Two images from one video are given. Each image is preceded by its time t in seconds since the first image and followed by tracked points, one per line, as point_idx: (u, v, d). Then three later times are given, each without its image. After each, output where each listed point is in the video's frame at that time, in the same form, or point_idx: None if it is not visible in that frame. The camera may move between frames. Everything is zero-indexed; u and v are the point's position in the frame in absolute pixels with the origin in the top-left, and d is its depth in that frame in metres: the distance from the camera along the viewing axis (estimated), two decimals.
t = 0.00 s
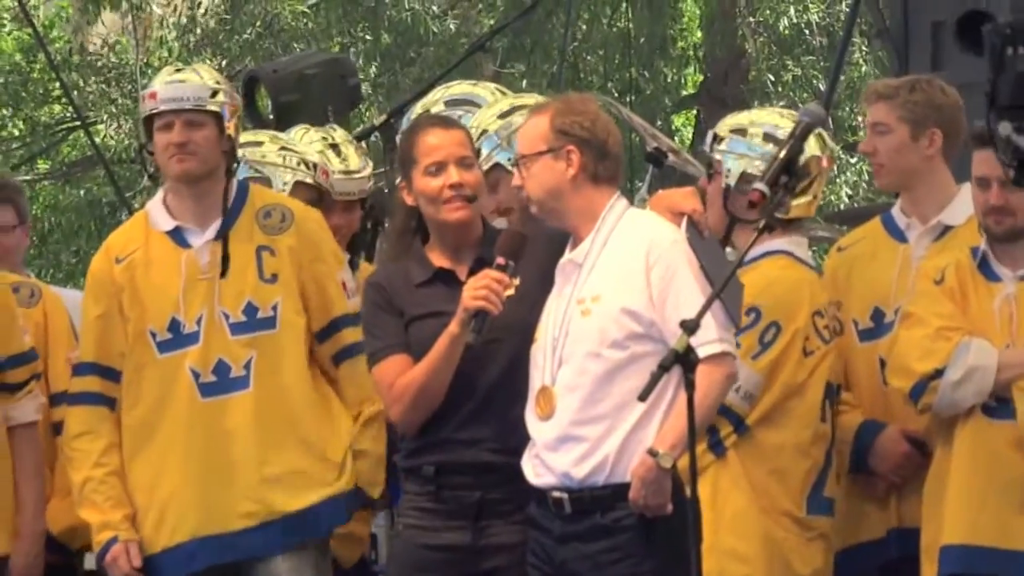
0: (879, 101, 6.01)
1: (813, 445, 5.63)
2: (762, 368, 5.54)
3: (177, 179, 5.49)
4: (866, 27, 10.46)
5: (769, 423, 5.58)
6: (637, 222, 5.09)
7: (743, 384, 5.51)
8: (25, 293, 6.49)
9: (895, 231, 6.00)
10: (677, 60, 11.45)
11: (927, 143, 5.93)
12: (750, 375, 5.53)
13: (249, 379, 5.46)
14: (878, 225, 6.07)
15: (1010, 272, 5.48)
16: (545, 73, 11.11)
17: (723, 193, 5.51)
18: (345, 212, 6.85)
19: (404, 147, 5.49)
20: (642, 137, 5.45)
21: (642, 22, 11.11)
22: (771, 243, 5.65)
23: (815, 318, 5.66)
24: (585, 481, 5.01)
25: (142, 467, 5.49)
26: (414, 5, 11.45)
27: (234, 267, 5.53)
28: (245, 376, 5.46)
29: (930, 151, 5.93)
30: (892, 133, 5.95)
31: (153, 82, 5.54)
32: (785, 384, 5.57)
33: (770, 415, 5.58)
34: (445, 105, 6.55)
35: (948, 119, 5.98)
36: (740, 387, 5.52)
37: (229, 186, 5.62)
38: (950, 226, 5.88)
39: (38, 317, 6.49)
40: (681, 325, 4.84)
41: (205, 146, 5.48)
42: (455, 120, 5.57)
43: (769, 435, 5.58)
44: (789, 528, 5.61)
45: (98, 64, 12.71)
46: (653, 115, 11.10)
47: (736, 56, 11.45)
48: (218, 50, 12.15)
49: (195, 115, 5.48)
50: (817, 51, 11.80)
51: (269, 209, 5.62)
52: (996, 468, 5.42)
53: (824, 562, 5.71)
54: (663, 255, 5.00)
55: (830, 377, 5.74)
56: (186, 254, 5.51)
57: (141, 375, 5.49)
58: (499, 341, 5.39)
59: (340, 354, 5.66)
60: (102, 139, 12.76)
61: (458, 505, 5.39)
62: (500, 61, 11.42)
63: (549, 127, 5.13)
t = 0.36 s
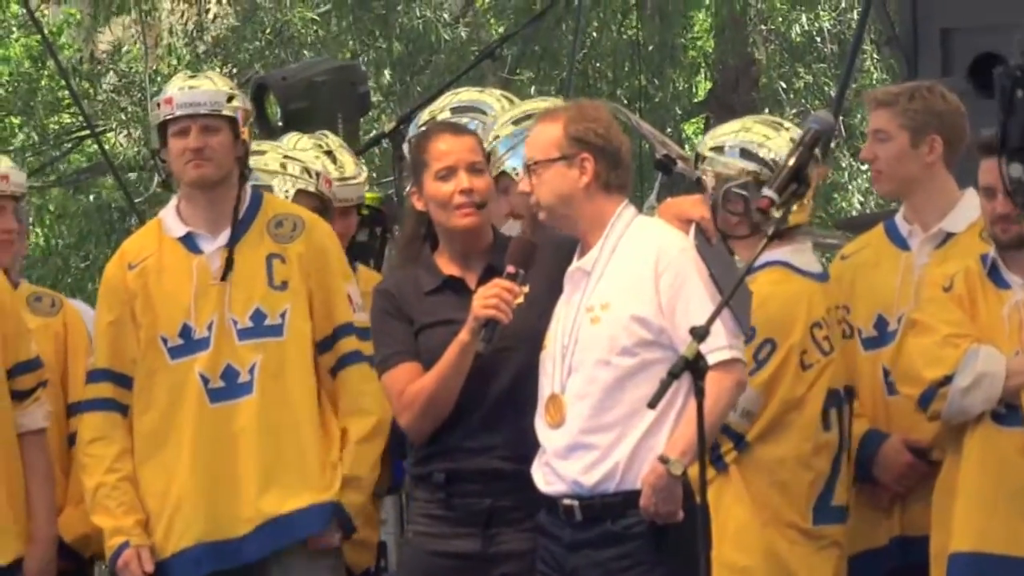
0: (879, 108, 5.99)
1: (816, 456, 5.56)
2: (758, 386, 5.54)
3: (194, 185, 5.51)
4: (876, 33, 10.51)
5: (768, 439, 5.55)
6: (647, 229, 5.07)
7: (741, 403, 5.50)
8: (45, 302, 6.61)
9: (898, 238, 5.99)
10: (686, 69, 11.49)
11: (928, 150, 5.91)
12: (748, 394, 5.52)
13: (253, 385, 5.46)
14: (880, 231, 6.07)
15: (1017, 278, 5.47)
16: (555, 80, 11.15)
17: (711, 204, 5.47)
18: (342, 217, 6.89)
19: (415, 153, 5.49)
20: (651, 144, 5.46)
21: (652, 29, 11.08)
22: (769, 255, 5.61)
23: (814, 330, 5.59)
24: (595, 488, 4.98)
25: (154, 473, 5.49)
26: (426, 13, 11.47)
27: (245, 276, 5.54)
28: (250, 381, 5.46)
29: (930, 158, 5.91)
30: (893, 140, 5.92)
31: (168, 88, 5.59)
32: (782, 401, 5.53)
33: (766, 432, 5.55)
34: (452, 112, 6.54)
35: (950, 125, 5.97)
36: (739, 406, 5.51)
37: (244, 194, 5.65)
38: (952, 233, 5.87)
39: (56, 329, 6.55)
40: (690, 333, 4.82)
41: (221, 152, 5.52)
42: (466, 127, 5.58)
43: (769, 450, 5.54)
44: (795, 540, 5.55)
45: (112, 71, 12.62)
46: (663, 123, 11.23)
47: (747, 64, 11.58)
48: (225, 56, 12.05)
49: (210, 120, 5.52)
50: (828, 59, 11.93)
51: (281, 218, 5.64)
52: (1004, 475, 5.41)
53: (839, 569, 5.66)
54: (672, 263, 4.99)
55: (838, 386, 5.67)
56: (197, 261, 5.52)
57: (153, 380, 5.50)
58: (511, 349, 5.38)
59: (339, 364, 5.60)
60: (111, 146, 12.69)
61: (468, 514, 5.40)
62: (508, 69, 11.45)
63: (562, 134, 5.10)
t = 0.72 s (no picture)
0: (876, 114, 5.96)
1: (822, 468, 5.53)
2: (767, 401, 5.51)
3: (215, 189, 5.50)
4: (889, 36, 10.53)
5: (778, 451, 5.52)
6: (658, 234, 5.07)
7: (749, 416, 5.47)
8: (62, 309, 6.63)
9: (898, 243, 6.01)
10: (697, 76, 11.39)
11: (927, 154, 5.90)
12: (757, 409, 5.48)
13: (263, 389, 5.47)
14: (880, 236, 6.08)
15: None
16: (565, 82, 11.15)
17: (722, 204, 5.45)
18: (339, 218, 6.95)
19: (426, 156, 5.48)
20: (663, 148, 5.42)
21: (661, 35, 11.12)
22: (783, 265, 5.60)
23: (825, 343, 5.55)
24: (606, 494, 4.97)
25: (166, 478, 5.49)
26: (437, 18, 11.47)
27: (257, 280, 5.54)
28: (261, 386, 5.47)
29: (930, 161, 5.90)
30: (891, 145, 5.90)
31: (180, 91, 5.58)
32: (792, 415, 5.50)
33: (775, 446, 5.52)
34: (449, 118, 6.56)
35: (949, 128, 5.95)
36: (748, 418, 5.48)
37: (258, 197, 5.65)
38: (953, 238, 5.90)
39: (73, 335, 6.58)
40: (701, 337, 4.81)
41: (240, 155, 5.52)
42: (477, 132, 5.58)
43: (778, 462, 5.51)
44: (803, 551, 5.51)
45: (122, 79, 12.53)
46: (673, 128, 11.04)
47: (757, 67, 11.71)
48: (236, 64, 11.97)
49: (228, 121, 5.53)
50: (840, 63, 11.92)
51: (292, 222, 5.63)
52: (1014, 482, 5.42)
53: None
54: (683, 267, 4.98)
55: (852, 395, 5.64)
56: (208, 266, 5.53)
57: (165, 387, 5.50)
58: (521, 355, 5.37)
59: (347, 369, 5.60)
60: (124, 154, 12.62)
61: (479, 519, 5.40)
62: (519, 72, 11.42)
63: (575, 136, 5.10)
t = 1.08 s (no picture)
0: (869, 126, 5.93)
1: (850, 473, 5.54)
2: (802, 401, 5.49)
3: (233, 192, 5.50)
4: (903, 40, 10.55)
5: (810, 454, 5.51)
6: (675, 237, 5.07)
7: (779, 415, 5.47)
8: (72, 310, 6.58)
9: (909, 246, 6.00)
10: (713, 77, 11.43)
11: (920, 160, 5.85)
12: (789, 407, 5.48)
13: (282, 393, 5.47)
14: (890, 239, 6.08)
15: None
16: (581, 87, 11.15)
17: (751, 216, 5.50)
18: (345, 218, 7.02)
19: (443, 161, 5.48)
20: (676, 151, 5.42)
21: (676, 41, 11.15)
22: (812, 269, 5.57)
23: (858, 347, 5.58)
24: (624, 498, 4.97)
25: (183, 482, 5.50)
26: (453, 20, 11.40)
27: (274, 283, 5.54)
28: (279, 390, 5.47)
29: (924, 167, 5.86)
30: (885, 156, 5.88)
31: (194, 97, 5.59)
32: (826, 416, 5.50)
33: (809, 447, 5.52)
34: (460, 123, 6.57)
35: (943, 132, 5.87)
36: (780, 417, 5.48)
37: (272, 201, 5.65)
38: (963, 239, 5.89)
39: (84, 336, 6.56)
40: (717, 342, 4.81)
41: (258, 159, 5.52)
42: (492, 136, 5.57)
43: (809, 465, 5.51)
44: (825, 556, 5.52)
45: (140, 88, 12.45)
46: (689, 131, 11.14)
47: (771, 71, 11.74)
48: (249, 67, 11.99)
49: (245, 125, 5.53)
50: (855, 67, 11.82)
51: (308, 225, 5.63)
52: None
53: None
54: (698, 271, 4.97)
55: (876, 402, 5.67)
56: (224, 270, 5.53)
57: (183, 391, 5.51)
58: (537, 359, 5.37)
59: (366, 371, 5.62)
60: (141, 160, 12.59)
61: (495, 525, 5.39)
62: (532, 76, 11.43)
63: (593, 140, 5.11)
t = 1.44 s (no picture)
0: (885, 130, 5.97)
1: (862, 471, 5.56)
2: (808, 396, 5.52)
3: (251, 195, 5.50)
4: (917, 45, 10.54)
5: (822, 448, 5.53)
6: (690, 241, 5.07)
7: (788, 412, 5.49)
8: (81, 311, 6.58)
9: (926, 251, 6.01)
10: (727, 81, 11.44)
11: (935, 162, 5.87)
12: (797, 403, 5.51)
13: (300, 394, 5.47)
14: (909, 246, 6.09)
15: None
16: (597, 92, 11.15)
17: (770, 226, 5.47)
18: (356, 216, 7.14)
19: (459, 163, 5.48)
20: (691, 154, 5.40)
21: (691, 45, 11.16)
22: (817, 266, 5.62)
23: (863, 341, 5.56)
24: (639, 499, 4.96)
25: (196, 481, 5.53)
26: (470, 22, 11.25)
27: (292, 284, 5.54)
28: (297, 390, 5.47)
29: (939, 169, 5.87)
30: (900, 158, 5.90)
31: (213, 99, 5.59)
32: (832, 413, 5.51)
33: (820, 441, 5.54)
34: (479, 125, 6.58)
35: (958, 134, 5.89)
36: (788, 415, 5.50)
37: (286, 204, 5.65)
38: (979, 240, 5.87)
39: (93, 337, 6.56)
40: (731, 343, 4.80)
41: (277, 161, 5.53)
42: (508, 138, 5.57)
43: (821, 462, 5.54)
44: (841, 554, 5.55)
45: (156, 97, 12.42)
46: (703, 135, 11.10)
47: (785, 74, 11.77)
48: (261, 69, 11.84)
49: (265, 128, 5.54)
50: (868, 71, 11.80)
51: (324, 227, 5.64)
52: None
53: None
54: (713, 273, 4.97)
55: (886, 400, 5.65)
56: (241, 270, 5.53)
57: (199, 390, 5.52)
58: (552, 360, 5.37)
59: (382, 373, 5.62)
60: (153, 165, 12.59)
61: (509, 527, 5.39)
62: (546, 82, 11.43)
63: (609, 144, 5.11)
